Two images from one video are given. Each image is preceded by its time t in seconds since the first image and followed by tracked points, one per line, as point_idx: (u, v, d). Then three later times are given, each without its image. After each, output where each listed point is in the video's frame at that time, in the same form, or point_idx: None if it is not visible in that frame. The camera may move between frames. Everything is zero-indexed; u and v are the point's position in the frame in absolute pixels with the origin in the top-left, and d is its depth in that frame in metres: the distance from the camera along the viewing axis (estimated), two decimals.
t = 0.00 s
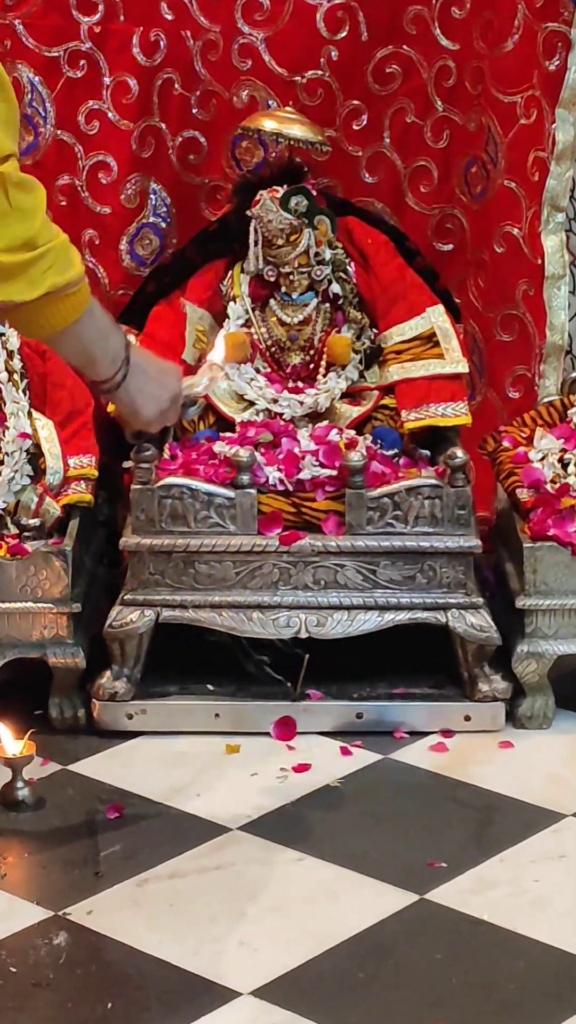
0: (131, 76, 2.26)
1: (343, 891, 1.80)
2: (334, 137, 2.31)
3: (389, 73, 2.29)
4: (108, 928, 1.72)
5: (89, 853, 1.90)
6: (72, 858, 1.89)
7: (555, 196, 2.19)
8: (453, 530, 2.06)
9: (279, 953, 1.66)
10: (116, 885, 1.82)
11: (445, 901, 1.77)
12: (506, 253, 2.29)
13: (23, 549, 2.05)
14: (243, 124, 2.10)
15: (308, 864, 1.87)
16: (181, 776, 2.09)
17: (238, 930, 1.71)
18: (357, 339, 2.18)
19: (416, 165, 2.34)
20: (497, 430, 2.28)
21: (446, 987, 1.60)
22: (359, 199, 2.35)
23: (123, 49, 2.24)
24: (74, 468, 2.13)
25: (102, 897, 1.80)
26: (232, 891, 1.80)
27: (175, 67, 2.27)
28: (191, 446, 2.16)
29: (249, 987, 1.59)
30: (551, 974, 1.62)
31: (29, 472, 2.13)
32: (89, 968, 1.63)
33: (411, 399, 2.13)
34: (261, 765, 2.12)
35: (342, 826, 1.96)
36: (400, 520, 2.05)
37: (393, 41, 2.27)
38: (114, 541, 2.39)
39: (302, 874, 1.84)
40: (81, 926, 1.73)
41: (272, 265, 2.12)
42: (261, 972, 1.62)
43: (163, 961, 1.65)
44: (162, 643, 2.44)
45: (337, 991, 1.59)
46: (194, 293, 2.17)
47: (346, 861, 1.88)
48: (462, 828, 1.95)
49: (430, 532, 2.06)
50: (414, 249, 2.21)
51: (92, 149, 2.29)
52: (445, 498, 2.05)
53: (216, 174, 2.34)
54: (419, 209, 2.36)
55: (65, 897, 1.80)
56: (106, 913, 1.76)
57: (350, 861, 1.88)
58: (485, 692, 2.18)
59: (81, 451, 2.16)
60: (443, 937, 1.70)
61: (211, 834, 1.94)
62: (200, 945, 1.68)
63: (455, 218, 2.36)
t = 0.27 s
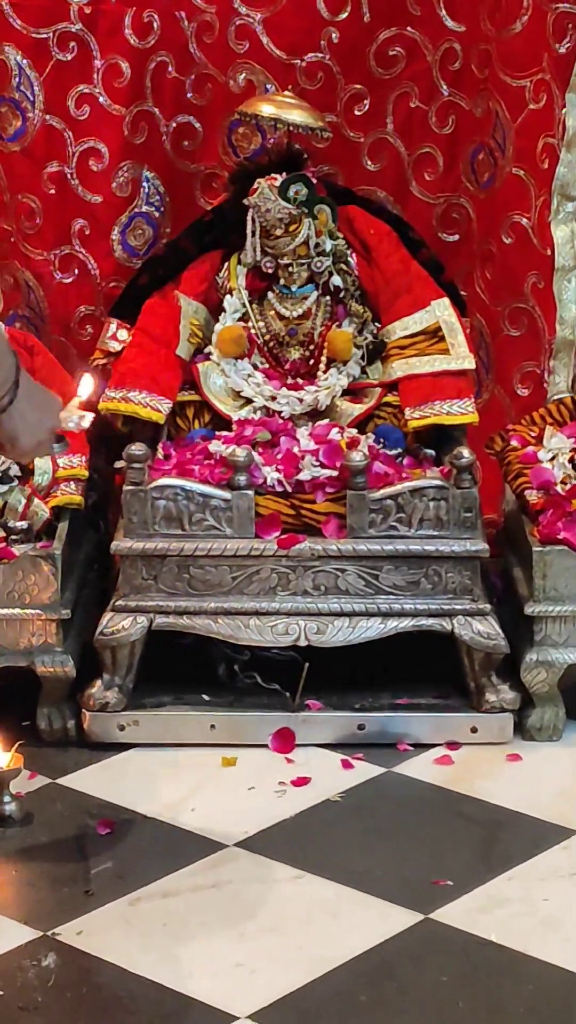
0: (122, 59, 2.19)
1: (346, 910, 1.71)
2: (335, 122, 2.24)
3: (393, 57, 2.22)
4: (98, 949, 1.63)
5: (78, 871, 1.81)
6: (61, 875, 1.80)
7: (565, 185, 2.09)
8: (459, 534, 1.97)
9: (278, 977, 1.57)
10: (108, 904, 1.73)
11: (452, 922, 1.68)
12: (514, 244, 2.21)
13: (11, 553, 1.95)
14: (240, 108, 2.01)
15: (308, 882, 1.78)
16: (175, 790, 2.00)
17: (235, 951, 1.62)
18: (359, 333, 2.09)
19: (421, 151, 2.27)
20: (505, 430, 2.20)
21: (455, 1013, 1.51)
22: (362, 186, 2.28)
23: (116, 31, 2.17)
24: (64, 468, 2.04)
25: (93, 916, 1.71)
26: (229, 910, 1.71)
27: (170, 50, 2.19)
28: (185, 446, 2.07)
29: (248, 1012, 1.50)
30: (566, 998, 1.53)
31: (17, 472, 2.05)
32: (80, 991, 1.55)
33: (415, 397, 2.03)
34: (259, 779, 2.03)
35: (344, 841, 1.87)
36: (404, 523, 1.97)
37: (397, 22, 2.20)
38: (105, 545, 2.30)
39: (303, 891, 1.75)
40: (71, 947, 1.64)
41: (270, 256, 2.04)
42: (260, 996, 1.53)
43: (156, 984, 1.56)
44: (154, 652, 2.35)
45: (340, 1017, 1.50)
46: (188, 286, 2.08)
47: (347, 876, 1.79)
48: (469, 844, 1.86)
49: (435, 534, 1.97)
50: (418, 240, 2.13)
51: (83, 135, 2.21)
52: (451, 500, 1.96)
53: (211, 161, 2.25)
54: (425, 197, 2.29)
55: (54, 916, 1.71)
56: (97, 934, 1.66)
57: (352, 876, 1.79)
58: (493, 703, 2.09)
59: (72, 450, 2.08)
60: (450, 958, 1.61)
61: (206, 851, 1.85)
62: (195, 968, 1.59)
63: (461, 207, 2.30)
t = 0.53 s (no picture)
0: (116, 46, 2.12)
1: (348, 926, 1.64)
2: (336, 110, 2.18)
3: (396, 43, 2.16)
4: (91, 967, 1.56)
5: (70, 885, 1.73)
6: (52, 890, 1.73)
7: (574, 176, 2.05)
8: (464, 537, 1.90)
9: (276, 997, 1.50)
10: (101, 919, 1.66)
11: (457, 939, 1.61)
12: (522, 238, 2.18)
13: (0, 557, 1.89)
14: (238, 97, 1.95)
15: (308, 897, 1.70)
16: (170, 801, 1.93)
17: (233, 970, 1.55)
18: (361, 330, 2.02)
19: (425, 141, 2.21)
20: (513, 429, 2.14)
21: None
22: (364, 178, 2.22)
23: (109, 17, 2.11)
24: (55, 469, 1.98)
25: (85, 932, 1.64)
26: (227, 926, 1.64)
27: (166, 36, 2.14)
28: (181, 446, 2.00)
29: None
30: None
31: (6, 472, 1.99)
32: (71, 1010, 1.48)
33: (418, 394, 1.97)
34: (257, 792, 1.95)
35: (345, 855, 1.80)
36: (408, 525, 1.90)
37: (400, 8, 2.14)
38: (98, 549, 2.23)
39: (303, 907, 1.68)
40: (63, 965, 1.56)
41: (269, 251, 1.97)
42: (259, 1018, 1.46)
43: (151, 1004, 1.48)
44: (149, 659, 2.28)
45: None
46: (183, 280, 2.01)
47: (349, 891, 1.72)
48: (476, 857, 1.79)
49: (440, 538, 1.90)
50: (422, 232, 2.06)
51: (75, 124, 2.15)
52: (456, 501, 1.89)
53: (207, 152, 2.20)
54: (429, 190, 2.23)
55: (44, 932, 1.63)
56: (90, 951, 1.59)
57: (354, 892, 1.72)
58: (500, 713, 2.02)
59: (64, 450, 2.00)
60: (457, 977, 1.54)
61: (202, 866, 1.77)
62: (191, 988, 1.52)
63: (467, 200, 2.24)
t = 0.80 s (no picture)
0: (107, 29, 2.06)
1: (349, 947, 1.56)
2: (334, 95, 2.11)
3: (399, 27, 2.09)
4: (80, 991, 1.48)
5: (59, 905, 1.65)
6: (40, 910, 1.64)
7: None
8: (469, 542, 1.82)
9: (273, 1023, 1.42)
10: (91, 941, 1.58)
11: (463, 961, 1.53)
12: (529, 230, 2.11)
13: None
14: (235, 84, 1.87)
15: (307, 917, 1.62)
16: (163, 816, 1.85)
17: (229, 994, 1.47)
18: (362, 325, 1.94)
19: (429, 128, 2.14)
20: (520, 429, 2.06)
21: None
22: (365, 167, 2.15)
23: None
24: (44, 471, 1.89)
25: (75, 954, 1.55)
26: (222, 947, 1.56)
27: (159, 20, 2.07)
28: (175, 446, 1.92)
29: None
30: None
31: None
32: None
33: (422, 393, 1.88)
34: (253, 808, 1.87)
35: (346, 873, 1.72)
36: (412, 529, 1.82)
37: None
38: (88, 556, 2.15)
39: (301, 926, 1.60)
40: (51, 989, 1.48)
41: (266, 244, 1.89)
42: None
43: None
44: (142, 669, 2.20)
45: None
46: (177, 274, 1.93)
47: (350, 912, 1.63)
48: (482, 875, 1.71)
49: (444, 541, 1.82)
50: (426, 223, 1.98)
51: (65, 111, 2.09)
52: (461, 504, 1.81)
53: (202, 139, 2.12)
54: (434, 179, 2.16)
55: (32, 955, 1.55)
56: (80, 974, 1.51)
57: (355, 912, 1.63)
58: (507, 725, 1.94)
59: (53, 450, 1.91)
60: (464, 1001, 1.46)
61: (197, 884, 1.69)
62: (185, 1014, 1.44)
63: (473, 189, 2.17)
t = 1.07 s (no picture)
0: (97, 13, 2.01)
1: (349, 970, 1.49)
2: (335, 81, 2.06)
3: (400, 11, 2.03)
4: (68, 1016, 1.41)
5: (48, 924, 1.58)
6: (27, 929, 1.57)
7: None
8: (474, 546, 1.75)
9: None
10: (80, 962, 1.50)
11: (468, 983, 1.45)
12: (538, 221, 2.06)
13: None
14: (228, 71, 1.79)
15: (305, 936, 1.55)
16: (155, 832, 1.78)
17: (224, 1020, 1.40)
18: (363, 321, 1.87)
19: (432, 116, 2.07)
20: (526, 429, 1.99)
21: None
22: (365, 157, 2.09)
23: None
24: (31, 473, 1.82)
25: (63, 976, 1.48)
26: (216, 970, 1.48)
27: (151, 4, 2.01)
28: (168, 447, 1.86)
29: None
30: None
31: None
32: None
33: (426, 391, 1.82)
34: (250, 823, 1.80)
35: (346, 890, 1.65)
36: (416, 532, 1.75)
37: None
38: (77, 562, 2.08)
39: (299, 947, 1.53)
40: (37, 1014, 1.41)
41: (263, 236, 1.83)
42: None
43: None
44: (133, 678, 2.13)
45: None
46: (171, 267, 1.86)
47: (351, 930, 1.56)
48: (487, 892, 1.64)
49: (448, 545, 1.75)
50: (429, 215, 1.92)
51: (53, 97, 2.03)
52: (466, 507, 1.74)
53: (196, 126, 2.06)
54: (437, 169, 2.09)
55: (18, 977, 1.48)
56: (68, 997, 1.44)
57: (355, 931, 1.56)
58: (513, 737, 1.87)
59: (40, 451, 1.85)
60: None
61: (190, 902, 1.62)
62: None
63: (478, 179, 2.10)
